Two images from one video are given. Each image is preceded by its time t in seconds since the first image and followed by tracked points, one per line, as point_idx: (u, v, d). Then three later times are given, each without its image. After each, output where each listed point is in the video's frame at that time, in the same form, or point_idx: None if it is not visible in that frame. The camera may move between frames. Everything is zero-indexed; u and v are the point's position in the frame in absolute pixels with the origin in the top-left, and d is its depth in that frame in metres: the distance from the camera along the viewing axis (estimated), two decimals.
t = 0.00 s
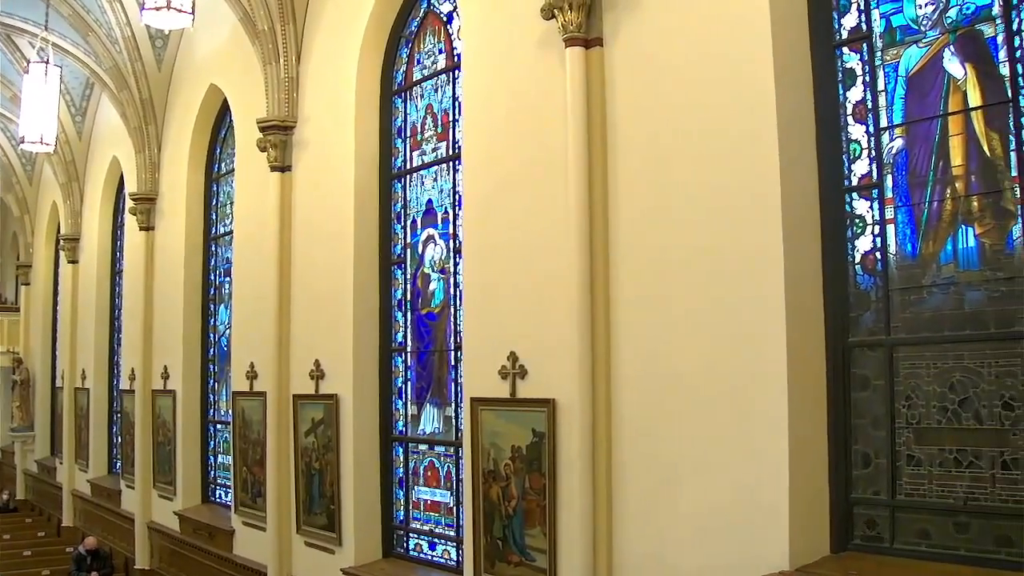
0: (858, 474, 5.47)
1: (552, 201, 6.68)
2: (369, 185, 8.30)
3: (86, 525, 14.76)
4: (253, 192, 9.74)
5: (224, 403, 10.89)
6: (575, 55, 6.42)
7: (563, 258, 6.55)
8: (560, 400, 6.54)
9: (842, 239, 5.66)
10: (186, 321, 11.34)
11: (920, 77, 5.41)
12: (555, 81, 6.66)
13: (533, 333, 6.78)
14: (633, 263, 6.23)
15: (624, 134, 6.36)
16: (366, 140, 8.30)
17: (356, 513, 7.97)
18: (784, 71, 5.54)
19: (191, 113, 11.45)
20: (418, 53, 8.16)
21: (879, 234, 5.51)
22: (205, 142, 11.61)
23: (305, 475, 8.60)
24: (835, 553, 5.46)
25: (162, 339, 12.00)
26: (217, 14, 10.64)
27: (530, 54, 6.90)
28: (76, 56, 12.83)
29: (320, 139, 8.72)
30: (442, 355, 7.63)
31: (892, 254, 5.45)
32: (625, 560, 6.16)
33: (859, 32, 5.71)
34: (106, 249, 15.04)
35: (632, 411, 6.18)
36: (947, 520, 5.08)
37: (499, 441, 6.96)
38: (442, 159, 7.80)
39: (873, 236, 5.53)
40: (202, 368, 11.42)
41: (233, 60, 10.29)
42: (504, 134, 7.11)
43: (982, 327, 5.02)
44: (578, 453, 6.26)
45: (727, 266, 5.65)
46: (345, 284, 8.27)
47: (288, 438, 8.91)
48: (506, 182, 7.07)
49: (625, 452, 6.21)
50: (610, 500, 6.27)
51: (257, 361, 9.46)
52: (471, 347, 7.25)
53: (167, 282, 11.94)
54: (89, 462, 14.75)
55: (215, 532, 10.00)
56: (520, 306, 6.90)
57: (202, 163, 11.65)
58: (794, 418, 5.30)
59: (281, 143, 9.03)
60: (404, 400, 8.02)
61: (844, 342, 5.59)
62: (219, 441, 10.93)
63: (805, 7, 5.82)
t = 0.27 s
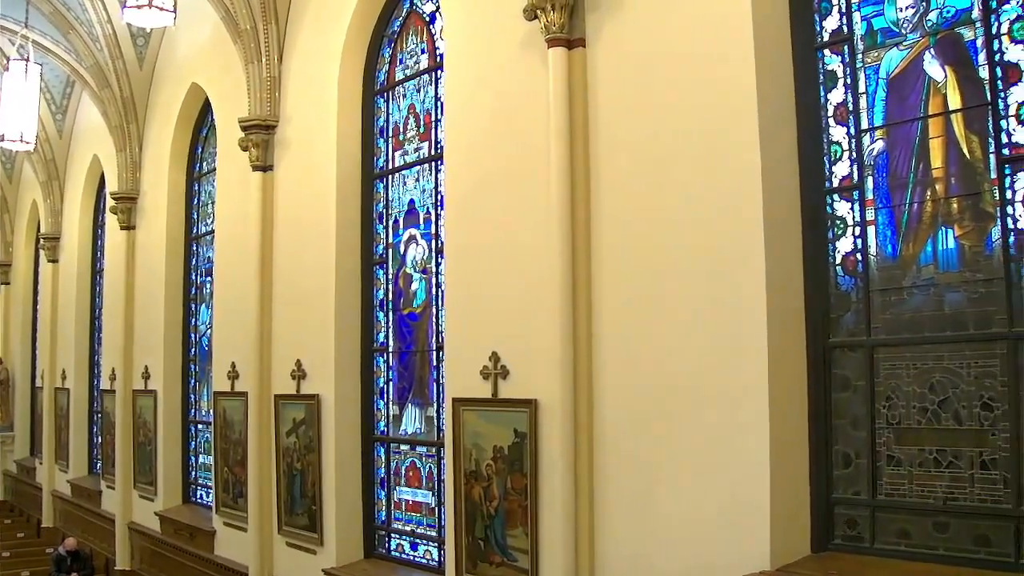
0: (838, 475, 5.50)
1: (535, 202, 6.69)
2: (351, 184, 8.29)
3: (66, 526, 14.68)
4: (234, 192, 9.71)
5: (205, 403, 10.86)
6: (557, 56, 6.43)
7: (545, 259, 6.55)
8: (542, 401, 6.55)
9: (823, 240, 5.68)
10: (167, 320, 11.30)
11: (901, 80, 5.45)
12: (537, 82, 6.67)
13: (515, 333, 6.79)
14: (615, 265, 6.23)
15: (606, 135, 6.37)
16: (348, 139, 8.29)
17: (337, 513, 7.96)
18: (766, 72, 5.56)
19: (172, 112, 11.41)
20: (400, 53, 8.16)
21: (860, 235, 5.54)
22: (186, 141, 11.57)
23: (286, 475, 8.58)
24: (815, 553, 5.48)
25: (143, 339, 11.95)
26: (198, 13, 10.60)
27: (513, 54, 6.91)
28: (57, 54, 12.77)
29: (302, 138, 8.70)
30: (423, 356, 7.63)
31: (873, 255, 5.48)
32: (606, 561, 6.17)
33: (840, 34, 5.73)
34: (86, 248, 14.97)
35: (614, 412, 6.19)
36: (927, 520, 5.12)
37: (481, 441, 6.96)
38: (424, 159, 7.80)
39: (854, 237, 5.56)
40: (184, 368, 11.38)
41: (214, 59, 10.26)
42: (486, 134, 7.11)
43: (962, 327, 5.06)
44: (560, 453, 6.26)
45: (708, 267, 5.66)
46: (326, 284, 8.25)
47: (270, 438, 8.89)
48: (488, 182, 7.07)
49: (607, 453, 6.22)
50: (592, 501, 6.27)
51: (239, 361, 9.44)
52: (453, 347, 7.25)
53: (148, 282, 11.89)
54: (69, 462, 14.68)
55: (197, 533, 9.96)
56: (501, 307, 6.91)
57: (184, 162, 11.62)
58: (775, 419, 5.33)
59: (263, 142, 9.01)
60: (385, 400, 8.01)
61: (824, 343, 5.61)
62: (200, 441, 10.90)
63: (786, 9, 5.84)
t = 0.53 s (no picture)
0: (821, 475, 5.52)
1: (519, 203, 6.69)
2: (335, 184, 8.28)
3: (48, 526, 14.62)
4: (218, 191, 9.69)
5: (189, 403, 10.83)
6: (542, 56, 6.44)
7: (530, 259, 6.56)
8: (526, 401, 6.55)
9: (807, 241, 5.71)
10: (151, 320, 11.26)
11: (885, 82, 5.47)
12: (522, 82, 6.68)
13: (498, 333, 6.80)
14: (599, 265, 6.24)
15: (591, 136, 6.38)
16: (333, 139, 8.28)
17: (320, 513, 7.94)
18: (749, 74, 5.58)
19: (156, 111, 11.38)
20: (385, 52, 8.16)
21: (843, 237, 5.56)
22: (170, 140, 11.54)
23: (270, 475, 8.57)
24: (799, 553, 5.50)
25: (126, 339, 11.91)
26: (182, 11, 10.58)
27: (497, 54, 6.92)
28: (40, 52, 12.71)
29: (285, 138, 8.69)
30: (408, 356, 7.63)
31: (856, 256, 5.50)
32: (589, 561, 6.18)
33: (824, 36, 5.76)
34: (69, 247, 14.90)
35: (597, 412, 6.19)
36: (909, 520, 5.15)
37: (465, 441, 6.96)
38: (409, 159, 7.80)
39: (838, 239, 5.58)
40: (167, 368, 11.35)
41: (199, 58, 10.24)
42: (471, 135, 7.11)
43: (944, 329, 5.09)
44: (544, 454, 6.27)
45: (692, 268, 5.67)
46: (310, 284, 8.24)
47: (253, 439, 8.88)
48: (472, 182, 7.08)
49: (590, 453, 6.23)
50: (575, 501, 6.28)
51: (222, 361, 9.42)
52: (436, 347, 7.25)
53: (131, 282, 11.86)
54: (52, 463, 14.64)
55: (180, 533, 9.93)
56: (485, 307, 6.91)
57: (168, 161, 11.58)
58: (759, 420, 5.34)
59: (247, 141, 8.99)
60: (369, 401, 8.01)
61: (808, 344, 5.63)
62: (184, 441, 10.87)
63: (770, 11, 5.86)
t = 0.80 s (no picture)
0: (799, 475, 5.55)
1: (498, 204, 6.70)
2: (314, 184, 8.26)
3: (25, 527, 14.55)
4: (197, 190, 9.65)
5: (166, 403, 10.79)
6: (522, 56, 6.44)
7: (509, 260, 6.56)
8: (505, 401, 6.56)
9: (785, 242, 5.72)
10: (129, 320, 11.20)
11: (863, 84, 5.50)
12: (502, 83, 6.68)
13: (477, 333, 6.80)
14: (578, 266, 6.25)
15: (571, 137, 6.39)
16: (313, 139, 8.26)
17: (299, 513, 7.92)
18: (729, 75, 5.60)
19: (134, 110, 11.32)
20: (365, 52, 8.15)
21: (821, 238, 5.59)
22: (149, 139, 11.49)
23: (248, 476, 8.54)
24: (777, 553, 5.52)
25: (104, 339, 11.85)
26: (161, 9, 10.53)
27: (478, 54, 6.92)
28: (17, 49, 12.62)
29: (265, 137, 8.67)
30: (387, 356, 7.62)
31: (834, 258, 5.53)
32: (568, 561, 6.19)
33: (803, 38, 5.79)
34: (47, 246, 14.81)
35: (576, 412, 6.20)
36: (886, 520, 5.18)
37: (444, 442, 6.96)
38: (389, 159, 7.80)
39: (816, 240, 5.61)
40: (145, 367, 11.30)
41: (178, 57, 10.20)
42: (451, 135, 7.11)
43: (921, 330, 5.13)
44: (523, 454, 6.28)
45: (670, 269, 5.69)
46: (290, 284, 8.22)
47: (232, 439, 8.85)
48: (451, 182, 7.08)
49: (569, 453, 6.24)
50: (554, 501, 6.29)
51: (200, 361, 9.38)
52: (416, 348, 7.24)
53: (109, 281, 11.80)
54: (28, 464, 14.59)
55: (158, 534, 9.89)
56: (464, 307, 6.91)
57: (146, 160, 11.53)
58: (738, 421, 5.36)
59: (226, 141, 8.97)
60: (348, 401, 8.00)
61: (786, 344, 5.65)
62: (162, 441, 10.82)
63: (750, 13, 5.88)
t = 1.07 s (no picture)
0: (781, 475, 5.57)
1: (480, 204, 6.70)
2: (295, 184, 8.25)
3: (4, 528, 14.48)
4: (178, 190, 9.62)
5: (147, 403, 10.75)
6: (505, 57, 6.45)
7: (491, 260, 6.56)
8: (487, 402, 6.56)
9: (766, 243, 5.75)
10: (109, 319, 11.15)
11: (845, 86, 5.53)
12: (484, 83, 6.69)
13: (459, 334, 6.80)
14: (560, 266, 6.26)
15: (553, 137, 6.40)
16: (295, 138, 8.25)
17: (281, 514, 7.91)
18: (711, 77, 5.62)
19: (115, 109, 11.28)
20: (347, 52, 8.15)
21: (803, 239, 5.61)
22: (130, 138, 11.45)
23: (229, 476, 8.52)
24: (758, 553, 5.54)
25: (84, 338, 11.80)
26: (143, 8, 10.50)
27: (460, 54, 6.92)
28: None
29: (247, 137, 8.65)
30: (369, 356, 7.62)
31: (815, 258, 5.55)
32: (549, 561, 6.19)
33: (785, 40, 5.81)
34: (26, 246, 14.73)
35: (558, 413, 6.21)
36: (866, 519, 5.21)
37: (426, 442, 6.96)
38: (371, 158, 7.80)
39: (798, 241, 5.63)
40: (126, 367, 11.26)
41: (159, 55, 10.17)
42: (433, 135, 7.11)
43: (902, 330, 5.16)
44: (505, 454, 6.28)
45: (651, 270, 5.70)
46: (271, 284, 8.20)
47: (213, 440, 8.82)
48: (433, 183, 7.08)
49: (550, 453, 6.25)
50: (536, 501, 6.30)
51: (182, 361, 9.35)
52: (397, 348, 7.24)
53: (89, 281, 11.75)
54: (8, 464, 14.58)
55: (139, 535, 9.85)
56: (445, 307, 6.92)
57: (127, 159, 11.49)
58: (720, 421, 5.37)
59: (208, 140, 8.94)
60: (330, 401, 7.99)
61: (768, 345, 5.67)
62: (143, 442, 10.79)
63: (732, 15, 5.90)
